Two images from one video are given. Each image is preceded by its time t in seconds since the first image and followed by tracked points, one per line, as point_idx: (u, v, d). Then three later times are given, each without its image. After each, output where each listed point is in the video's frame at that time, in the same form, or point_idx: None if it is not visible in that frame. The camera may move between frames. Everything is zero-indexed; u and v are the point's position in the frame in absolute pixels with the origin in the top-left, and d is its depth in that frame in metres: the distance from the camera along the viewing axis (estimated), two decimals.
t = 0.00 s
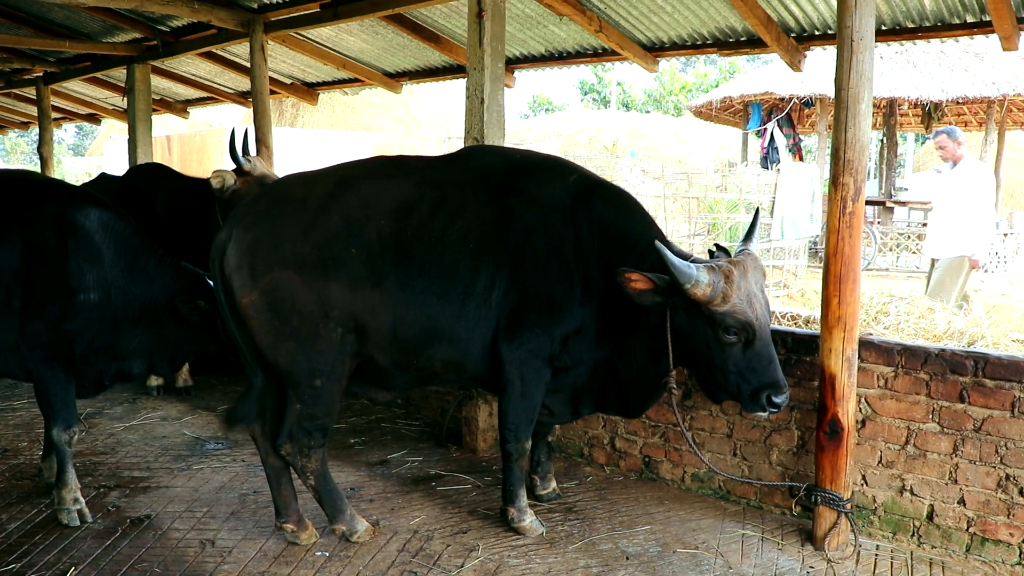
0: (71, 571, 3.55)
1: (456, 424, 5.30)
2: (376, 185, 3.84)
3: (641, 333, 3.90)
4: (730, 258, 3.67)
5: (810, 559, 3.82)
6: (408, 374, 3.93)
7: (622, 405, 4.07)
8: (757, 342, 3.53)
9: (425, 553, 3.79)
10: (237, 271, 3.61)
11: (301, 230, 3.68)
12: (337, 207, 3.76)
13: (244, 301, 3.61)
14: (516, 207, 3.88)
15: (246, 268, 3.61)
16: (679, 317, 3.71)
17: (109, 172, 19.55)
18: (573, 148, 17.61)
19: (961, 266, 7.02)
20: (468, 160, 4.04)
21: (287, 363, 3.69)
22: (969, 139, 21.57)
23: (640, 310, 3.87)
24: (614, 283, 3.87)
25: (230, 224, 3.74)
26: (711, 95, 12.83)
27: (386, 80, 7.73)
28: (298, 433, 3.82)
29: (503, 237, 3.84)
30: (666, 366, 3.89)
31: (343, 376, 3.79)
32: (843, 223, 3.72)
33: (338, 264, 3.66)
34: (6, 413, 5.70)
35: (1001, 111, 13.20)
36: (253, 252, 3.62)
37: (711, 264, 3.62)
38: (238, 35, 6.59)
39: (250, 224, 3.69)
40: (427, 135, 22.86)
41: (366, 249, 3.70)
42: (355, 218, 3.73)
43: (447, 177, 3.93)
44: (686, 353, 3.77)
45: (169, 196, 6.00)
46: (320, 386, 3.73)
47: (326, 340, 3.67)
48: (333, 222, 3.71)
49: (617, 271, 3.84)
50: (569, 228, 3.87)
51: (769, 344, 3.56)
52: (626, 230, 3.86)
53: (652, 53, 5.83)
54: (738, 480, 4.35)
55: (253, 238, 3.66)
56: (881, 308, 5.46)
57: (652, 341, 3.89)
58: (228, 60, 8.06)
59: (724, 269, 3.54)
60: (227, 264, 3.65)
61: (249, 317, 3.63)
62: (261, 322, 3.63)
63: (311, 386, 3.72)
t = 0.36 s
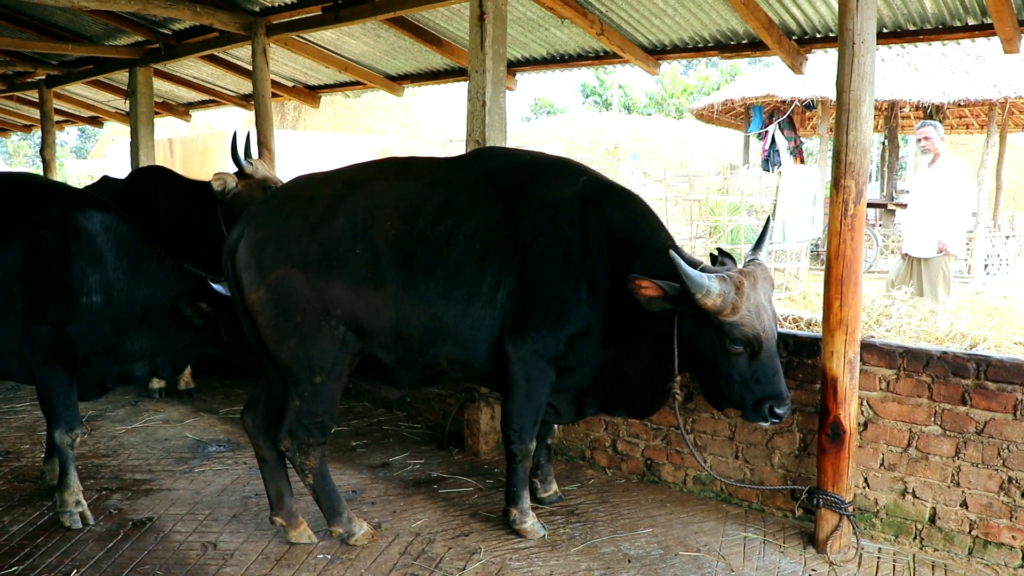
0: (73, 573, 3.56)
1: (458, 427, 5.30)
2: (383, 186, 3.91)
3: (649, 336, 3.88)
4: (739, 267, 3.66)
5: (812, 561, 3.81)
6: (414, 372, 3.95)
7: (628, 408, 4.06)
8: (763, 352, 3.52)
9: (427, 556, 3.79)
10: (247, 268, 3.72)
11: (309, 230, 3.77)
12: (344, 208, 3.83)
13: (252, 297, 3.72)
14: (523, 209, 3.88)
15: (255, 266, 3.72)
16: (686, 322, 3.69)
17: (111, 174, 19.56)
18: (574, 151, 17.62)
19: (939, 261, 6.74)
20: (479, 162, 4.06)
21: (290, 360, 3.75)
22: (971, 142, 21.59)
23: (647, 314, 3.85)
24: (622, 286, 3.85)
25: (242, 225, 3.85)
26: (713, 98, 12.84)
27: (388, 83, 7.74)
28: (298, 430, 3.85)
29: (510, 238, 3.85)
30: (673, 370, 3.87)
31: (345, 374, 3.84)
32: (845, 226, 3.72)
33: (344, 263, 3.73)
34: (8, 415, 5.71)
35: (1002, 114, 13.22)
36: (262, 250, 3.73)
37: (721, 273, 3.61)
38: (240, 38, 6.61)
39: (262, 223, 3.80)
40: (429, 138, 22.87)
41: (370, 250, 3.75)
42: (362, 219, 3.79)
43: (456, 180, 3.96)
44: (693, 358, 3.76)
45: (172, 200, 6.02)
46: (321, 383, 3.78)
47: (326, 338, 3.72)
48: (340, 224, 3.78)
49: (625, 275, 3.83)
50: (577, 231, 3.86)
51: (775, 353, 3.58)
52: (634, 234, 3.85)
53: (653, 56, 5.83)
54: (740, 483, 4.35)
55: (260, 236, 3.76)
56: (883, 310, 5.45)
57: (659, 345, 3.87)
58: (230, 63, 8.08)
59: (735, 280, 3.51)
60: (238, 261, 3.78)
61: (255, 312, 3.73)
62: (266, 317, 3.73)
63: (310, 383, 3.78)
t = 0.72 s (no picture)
0: None
1: (459, 430, 5.31)
2: (385, 190, 3.96)
3: (654, 337, 3.86)
4: (745, 270, 3.66)
5: (813, 564, 3.81)
6: (416, 372, 3.98)
7: (632, 410, 4.04)
8: (768, 354, 3.52)
9: (428, 559, 3.79)
10: (251, 271, 3.84)
11: (311, 232, 3.83)
12: (346, 212, 3.88)
13: (257, 299, 3.83)
14: (524, 211, 3.88)
15: (258, 269, 3.83)
16: (691, 324, 3.68)
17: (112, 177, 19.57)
18: (576, 153, 17.62)
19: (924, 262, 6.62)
20: (482, 164, 4.07)
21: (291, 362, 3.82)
22: (972, 145, 21.60)
23: (651, 315, 3.84)
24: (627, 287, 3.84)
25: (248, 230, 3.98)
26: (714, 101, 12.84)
27: (390, 86, 7.75)
28: (298, 429, 3.91)
29: (511, 239, 3.85)
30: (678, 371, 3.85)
31: (346, 373, 3.89)
32: (846, 228, 3.72)
33: (344, 266, 3.77)
34: (9, 418, 5.71)
35: (1003, 117, 13.21)
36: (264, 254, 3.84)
37: (727, 276, 3.60)
38: (242, 41, 6.62)
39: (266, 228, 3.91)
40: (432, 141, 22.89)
41: (369, 253, 3.79)
42: (363, 223, 3.84)
43: (458, 183, 3.98)
44: (698, 360, 3.75)
45: (174, 202, 6.03)
46: (321, 383, 3.84)
47: (325, 340, 3.78)
48: (342, 227, 3.83)
49: (628, 276, 3.83)
50: (578, 232, 3.85)
51: (781, 355, 3.57)
52: (638, 235, 3.85)
53: (655, 59, 5.84)
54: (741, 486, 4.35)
55: (263, 241, 3.87)
56: (884, 313, 5.45)
57: (664, 346, 3.85)
58: (232, 66, 8.09)
59: (741, 282, 3.51)
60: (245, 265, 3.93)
61: (261, 313, 3.85)
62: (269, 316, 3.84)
63: (310, 383, 3.84)
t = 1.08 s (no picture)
0: None
1: (463, 432, 5.31)
2: (389, 192, 3.99)
3: (656, 342, 3.84)
4: (750, 280, 3.66)
5: (817, 567, 3.80)
6: (415, 370, 4.00)
7: (635, 414, 4.03)
8: (772, 365, 3.52)
9: (432, 561, 3.79)
10: (258, 269, 3.95)
11: (314, 231, 3.89)
12: (350, 213, 3.92)
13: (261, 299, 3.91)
14: (525, 215, 3.88)
15: (264, 269, 3.93)
16: (696, 333, 3.67)
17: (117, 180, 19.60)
18: (580, 156, 17.62)
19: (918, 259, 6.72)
20: (486, 168, 4.07)
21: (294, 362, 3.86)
22: (977, 147, 21.54)
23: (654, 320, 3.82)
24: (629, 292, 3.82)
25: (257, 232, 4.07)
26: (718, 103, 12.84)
27: (394, 88, 7.76)
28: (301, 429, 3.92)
29: (510, 243, 3.85)
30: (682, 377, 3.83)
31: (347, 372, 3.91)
32: (850, 231, 3.71)
33: (344, 267, 3.81)
34: (14, 420, 5.72)
35: (1008, 119, 13.18)
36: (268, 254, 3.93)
37: (734, 287, 3.59)
38: (246, 44, 6.64)
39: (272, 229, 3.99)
40: (436, 143, 22.91)
41: (368, 254, 3.83)
42: (365, 225, 3.88)
43: (461, 187, 3.99)
44: (701, 367, 3.74)
45: (178, 204, 6.04)
46: (321, 378, 3.88)
47: (323, 337, 3.83)
48: (345, 229, 3.88)
49: (630, 281, 3.81)
50: (579, 235, 3.84)
51: (783, 365, 3.57)
52: (642, 240, 3.82)
53: (659, 61, 5.84)
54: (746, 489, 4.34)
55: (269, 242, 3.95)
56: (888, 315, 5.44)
57: (667, 351, 3.83)
58: (237, 69, 8.11)
59: (749, 295, 3.49)
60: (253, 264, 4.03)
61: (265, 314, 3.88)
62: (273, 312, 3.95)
63: (311, 378, 3.89)
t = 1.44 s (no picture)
0: None
1: (472, 435, 5.31)
2: (398, 195, 4.01)
3: (664, 343, 3.83)
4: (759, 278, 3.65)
5: (828, 571, 3.79)
6: (424, 370, 4.00)
7: (642, 416, 4.01)
8: (783, 359, 3.52)
9: (441, 564, 3.79)
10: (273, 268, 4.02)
11: (325, 233, 3.92)
12: (360, 215, 3.95)
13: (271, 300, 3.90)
14: (531, 217, 3.88)
15: (278, 268, 3.98)
16: (704, 331, 3.66)
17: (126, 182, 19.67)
18: (588, 158, 17.62)
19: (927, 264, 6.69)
20: (493, 172, 4.08)
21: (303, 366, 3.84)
22: (988, 149, 21.43)
23: (662, 321, 3.82)
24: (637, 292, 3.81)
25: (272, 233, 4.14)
26: (727, 105, 12.82)
27: (403, 91, 7.77)
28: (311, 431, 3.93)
29: (517, 245, 3.85)
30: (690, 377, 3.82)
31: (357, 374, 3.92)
32: (861, 233, 3.70)
33: (352, 269, 3.83)
34: (25, 422, 5.75)
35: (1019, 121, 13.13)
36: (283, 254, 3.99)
37: (743, 284, 3.58)
38: (255, 47, 6.66)
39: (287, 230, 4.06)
40: (444, 146, 22.95)
41: (378, 256, 3.85)
42: (374, 227, 3.89)
43: (468, 189, 4.00)
44: (711, 366, 3.73)
45: (188, 206, 6.06)
46: (330, 377, 3.90)
47: (332, 336, 3.84)
48: (354, 230, 3.90)
49: (637, 282, 3.80)
50: (586, 236, 3.83)
51: (794, 362, 3.58)
52: (648, 241, 3.82)
53: (668, 64, 5.84)
54: (756, 492, 4.33)
55: (285, 242, 4.02)
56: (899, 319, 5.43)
57: (675, 352, 3.82)
58: (246, 72, 8.14)
59: (757, 290, 3.49)
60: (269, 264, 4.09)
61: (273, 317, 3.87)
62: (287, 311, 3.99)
63: (321, 378, 3.91)
